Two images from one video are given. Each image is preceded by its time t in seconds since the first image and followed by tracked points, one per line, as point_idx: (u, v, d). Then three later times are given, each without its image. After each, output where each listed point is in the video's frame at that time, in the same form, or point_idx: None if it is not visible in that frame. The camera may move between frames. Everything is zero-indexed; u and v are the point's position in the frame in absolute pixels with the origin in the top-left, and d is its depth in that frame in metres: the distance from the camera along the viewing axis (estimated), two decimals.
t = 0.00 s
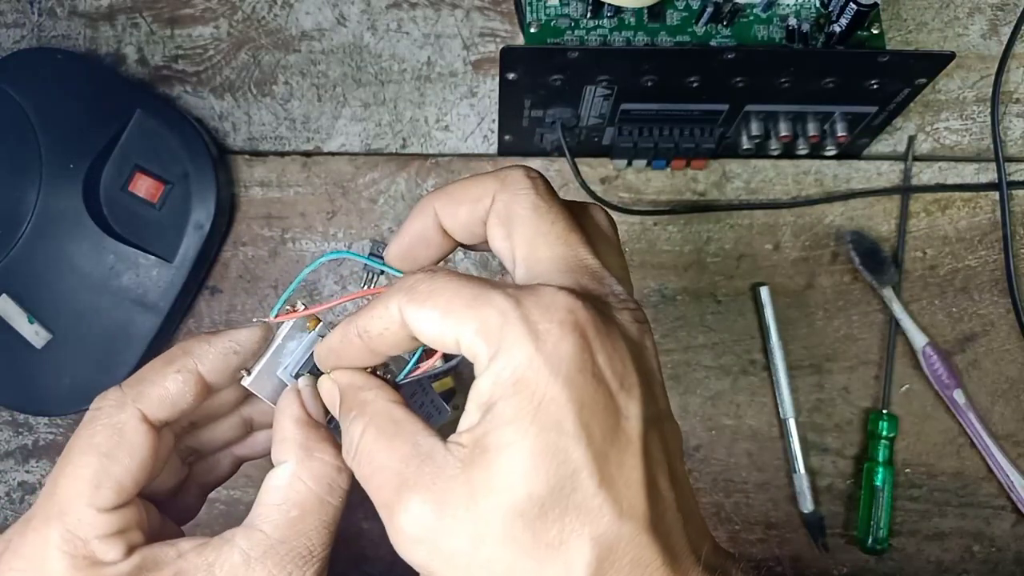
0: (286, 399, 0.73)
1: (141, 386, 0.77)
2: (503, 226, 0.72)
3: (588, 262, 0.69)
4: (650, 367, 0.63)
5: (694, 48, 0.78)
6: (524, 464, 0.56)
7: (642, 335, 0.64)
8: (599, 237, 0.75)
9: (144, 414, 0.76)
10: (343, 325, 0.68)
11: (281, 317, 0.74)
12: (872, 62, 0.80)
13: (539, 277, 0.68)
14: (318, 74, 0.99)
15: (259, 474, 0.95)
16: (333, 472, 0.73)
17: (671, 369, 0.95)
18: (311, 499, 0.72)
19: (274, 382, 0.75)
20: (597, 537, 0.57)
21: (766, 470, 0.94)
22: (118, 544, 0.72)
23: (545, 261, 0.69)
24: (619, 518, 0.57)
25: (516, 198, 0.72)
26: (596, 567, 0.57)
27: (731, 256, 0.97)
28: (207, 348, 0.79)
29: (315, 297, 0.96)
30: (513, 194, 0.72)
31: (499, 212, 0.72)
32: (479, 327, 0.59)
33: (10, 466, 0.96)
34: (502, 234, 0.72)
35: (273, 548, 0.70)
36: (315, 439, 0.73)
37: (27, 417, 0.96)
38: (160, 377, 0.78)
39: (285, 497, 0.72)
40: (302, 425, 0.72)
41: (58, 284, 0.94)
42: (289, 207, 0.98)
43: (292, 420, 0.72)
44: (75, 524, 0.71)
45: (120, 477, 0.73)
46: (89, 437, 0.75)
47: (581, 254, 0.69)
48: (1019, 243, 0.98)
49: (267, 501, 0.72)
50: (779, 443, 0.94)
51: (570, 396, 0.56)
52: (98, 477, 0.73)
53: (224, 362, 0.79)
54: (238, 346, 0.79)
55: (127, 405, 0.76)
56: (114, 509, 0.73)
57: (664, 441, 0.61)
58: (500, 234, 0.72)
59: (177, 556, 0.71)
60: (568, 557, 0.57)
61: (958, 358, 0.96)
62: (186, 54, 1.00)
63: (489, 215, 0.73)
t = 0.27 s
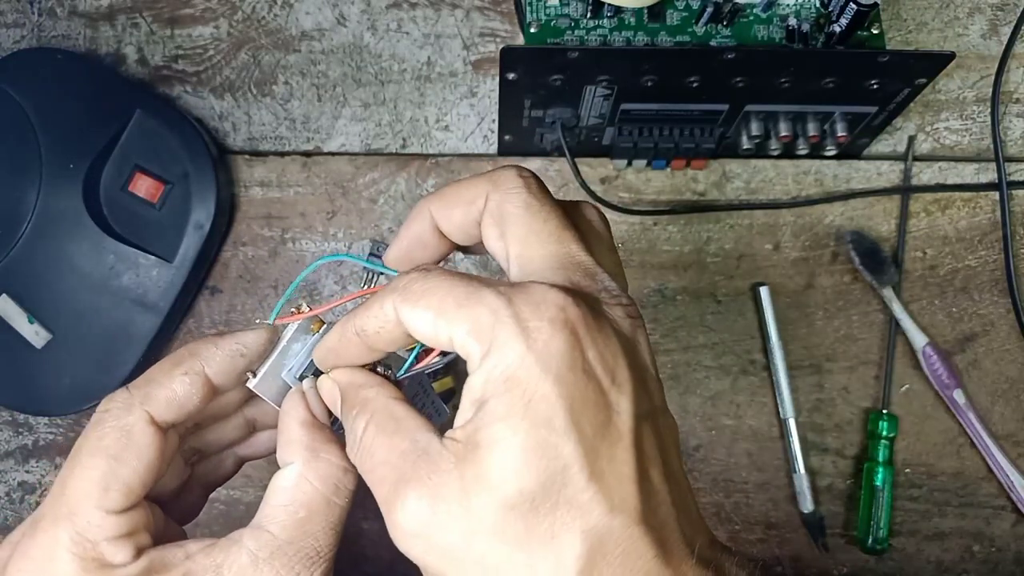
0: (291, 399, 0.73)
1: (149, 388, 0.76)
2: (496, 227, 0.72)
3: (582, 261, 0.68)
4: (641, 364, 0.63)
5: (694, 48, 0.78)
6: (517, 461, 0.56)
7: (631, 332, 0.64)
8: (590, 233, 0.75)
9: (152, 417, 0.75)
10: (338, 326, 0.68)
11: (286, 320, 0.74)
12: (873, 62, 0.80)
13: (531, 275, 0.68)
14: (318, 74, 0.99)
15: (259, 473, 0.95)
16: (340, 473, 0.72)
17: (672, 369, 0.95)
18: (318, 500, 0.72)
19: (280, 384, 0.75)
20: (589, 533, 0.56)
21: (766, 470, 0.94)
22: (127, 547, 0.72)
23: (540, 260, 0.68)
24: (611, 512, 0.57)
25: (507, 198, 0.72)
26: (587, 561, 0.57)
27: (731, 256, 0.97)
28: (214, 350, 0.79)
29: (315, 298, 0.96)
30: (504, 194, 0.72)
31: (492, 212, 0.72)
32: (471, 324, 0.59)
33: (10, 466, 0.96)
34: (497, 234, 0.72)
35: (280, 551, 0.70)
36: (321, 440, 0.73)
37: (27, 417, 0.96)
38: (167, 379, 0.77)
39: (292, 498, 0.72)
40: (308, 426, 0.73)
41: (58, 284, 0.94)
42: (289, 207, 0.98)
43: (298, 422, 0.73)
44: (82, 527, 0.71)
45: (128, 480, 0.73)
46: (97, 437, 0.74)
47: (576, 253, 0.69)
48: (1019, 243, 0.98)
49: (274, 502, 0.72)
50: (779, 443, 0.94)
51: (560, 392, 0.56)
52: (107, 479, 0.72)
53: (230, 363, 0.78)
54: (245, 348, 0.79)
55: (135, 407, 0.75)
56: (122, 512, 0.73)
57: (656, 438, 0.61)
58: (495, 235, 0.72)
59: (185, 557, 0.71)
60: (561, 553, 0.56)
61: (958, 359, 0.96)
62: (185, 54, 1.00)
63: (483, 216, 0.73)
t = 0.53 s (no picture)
0: (283, 404, 0.72)
1: (142, 399, 0.76)
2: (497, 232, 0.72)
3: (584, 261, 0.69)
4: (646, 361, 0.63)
5: (694, 48, 0.78)
6: (521, 453, 0.56)
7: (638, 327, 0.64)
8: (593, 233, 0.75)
9: (146, 428, 0.75)
10: (355, 315, 0.69)
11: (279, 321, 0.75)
12: (873, 62, 0.80)
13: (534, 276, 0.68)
14: (318, 74, 0.99)
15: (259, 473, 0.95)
16: (339, 478, 0.72)
17: (672, 369, 0.95)
18: (318, 507, 0.71)
19: (270, 386, 0.74)
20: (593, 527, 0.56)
21: (766, 470, 0.94)
22: (128, 562, 0.71)
23: (542, 262, 0.69)
24: (615, 509, 0.57)
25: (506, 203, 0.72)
26: (591, 558, 0.56)
27: (731, 256, 0.97)
28: (206, 357, 0.78)
29: (315, 298, 0.96)
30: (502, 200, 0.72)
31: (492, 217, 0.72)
32: (475, 316, 0.59)
33: (10, 466, 0.96)
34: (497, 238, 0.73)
35: (282, 559, 0.70)
36: (318, 446, 0.72)
37: (27, 417, 0.96)
38: (161, 389, 0.77)
39: (291, 506, 0.71)
40: (303, 432, 0.72)
41: (58, 285, 0.94)
42: (289, 207, 0.98)
43: (293, 428, 0.72)
44: (81, 544, 0.70)
45: (126, 494, 0.72)
46: (91, 452, 0.73)
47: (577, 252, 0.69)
48: (1019, 243, 0.98)
49: (273, 511, 0.71)
50: (779, 443, 0.94)
51: (564, 386, 0.56)
52: (104, 494, 0.71)
53: (224, 370, 0.78)
54: (238, 353, 0.78)
55: (129, 419, 0.74)
56: (122, 527, 0.72)
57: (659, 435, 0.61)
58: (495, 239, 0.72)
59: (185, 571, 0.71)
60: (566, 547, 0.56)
61: (958, 358, 0.96)
62: (186, 54, 1.00)
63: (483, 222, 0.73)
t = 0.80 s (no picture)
0: (287, 406, 0.73)
1: (146, 403, 0.75)
2: (494, 239, 0.73)
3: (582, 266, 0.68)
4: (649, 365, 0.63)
5: (694, 48, 0.78)
6: (524, 455, 0.56)
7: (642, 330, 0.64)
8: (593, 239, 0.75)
9: (150, 433, 0.74)
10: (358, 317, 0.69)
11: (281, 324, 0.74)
12: (873, 63, 0.80)
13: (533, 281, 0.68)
14: (318, 74, 0.99)
15: (259, 473, 0.95)
16: (342, 482, 0.72)
17: (672, 369, 0.95)
18: (322, 511, 0.71)
19: (275, 390, 0.75)
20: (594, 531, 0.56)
21: (766, 470, 0.94)
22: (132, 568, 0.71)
23: (540, 268, 0.69)
24: (617, 512, 0.57)
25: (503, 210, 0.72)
26: (594, 561, 0.56)
27: (731, 256, 0.97)
28: (210, 361, 0.78)
29: (315, 298, 0.96)
30: (501, 209, 0.72)
31: (490, 224, 0.73)
32: (477, 318, 0.59)
33: (10, 466, 0.96)
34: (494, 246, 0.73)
35: (285, 564, 0.70)
36: (322, 450, 0.72)
37: (27, 417, 0.96)
38: (165, 393, 0.76)
39: (295, 510, 0.71)
40: (307, 435, 0.72)
41: (58, 285, 0.94)
42: (289, 207, 0.98)
43: (297, 432, 0.72)
44: (85, 552, 0.70)
45: (129, 500, 0.72)
46: (94, 458, 0.73)
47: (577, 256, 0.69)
48: (1019, 243, 0.98)
49: (276, 515, 0.71)
50: (779, 443, 0.94)
51: (566, 386, 0.56)
52: (108, 500, 0.71)
53: (228, 373, 0.78)
54: (242, 357, 0.78)
55: (132, 424, 0.74)
56: (126, 533, 0.72)
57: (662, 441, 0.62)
58: (493, 244, 0.73)
59: None
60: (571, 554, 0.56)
61: (958, 358, 0.96)
62: (186, 54, 1.00)
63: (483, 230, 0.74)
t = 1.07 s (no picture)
0: (302, 406, 0.73)
1: (158, 396, 0.76)
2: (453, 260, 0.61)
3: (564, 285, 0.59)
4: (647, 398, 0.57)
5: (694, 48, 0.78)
6: (482, 504, 0.52)
7: (639, 353, 0.59)
8: (570, 239, 0.61)
9: (160, 425, 0.75)
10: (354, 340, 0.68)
11: (300, 322, 0.74)
12: (873, 63, 0.80)
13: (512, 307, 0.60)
14: (318, 74, 0.99)
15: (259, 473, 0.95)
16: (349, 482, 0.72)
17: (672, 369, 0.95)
18: (326, 509, 0.71)
19: (293, 388, 0.74)
20: None
21: (766, 470, 0.94)
22: (135, 555, 0.73)
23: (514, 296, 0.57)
24: None
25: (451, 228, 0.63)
26: None
27: (731, 256, 0.97)
28: (224, 357, 0.78)
29: (315, 298, 0.96)
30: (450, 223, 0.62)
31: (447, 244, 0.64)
32: (419, 375, 0.57)
33: (10, 466, 0.96)
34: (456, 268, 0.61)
35: (287, 560, 0.70)
36: (331, 449, 0.72)
37: (27, 417, 0.96)
38: (177, 387, 0.77)
39: (300, 507, 0.71)
40: (317, 434, 0.72)
41: (59, 285, 0.94)
42: (289, 207, 0.98)
43: (307, 430, 0.72)
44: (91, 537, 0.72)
45: (136, 489, 0.73)
46: (106, 446, 0.75)
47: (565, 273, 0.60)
48: (1019, 243, 0.98)
49: (282, 511, 0.71)
50: (779, 444, 0.94)
51: (486, 451, 0.52)
52: (116, 488, 0.73)
53: (242, 369, 0.78)
54: (256, 354, 0.77)
55: (143, 415, 0.75)
56: (131, 520, 0.73)
57: (659, 479, 0.56)
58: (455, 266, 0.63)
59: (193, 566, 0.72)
60: None
61: (958, 358, 0.95)
62: (185, 54, 1.00)
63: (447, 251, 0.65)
